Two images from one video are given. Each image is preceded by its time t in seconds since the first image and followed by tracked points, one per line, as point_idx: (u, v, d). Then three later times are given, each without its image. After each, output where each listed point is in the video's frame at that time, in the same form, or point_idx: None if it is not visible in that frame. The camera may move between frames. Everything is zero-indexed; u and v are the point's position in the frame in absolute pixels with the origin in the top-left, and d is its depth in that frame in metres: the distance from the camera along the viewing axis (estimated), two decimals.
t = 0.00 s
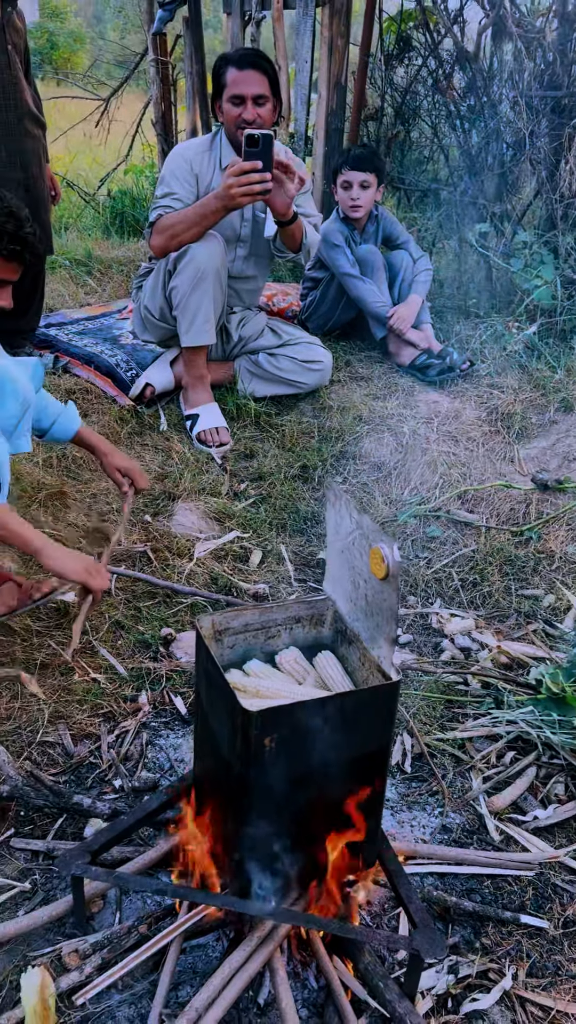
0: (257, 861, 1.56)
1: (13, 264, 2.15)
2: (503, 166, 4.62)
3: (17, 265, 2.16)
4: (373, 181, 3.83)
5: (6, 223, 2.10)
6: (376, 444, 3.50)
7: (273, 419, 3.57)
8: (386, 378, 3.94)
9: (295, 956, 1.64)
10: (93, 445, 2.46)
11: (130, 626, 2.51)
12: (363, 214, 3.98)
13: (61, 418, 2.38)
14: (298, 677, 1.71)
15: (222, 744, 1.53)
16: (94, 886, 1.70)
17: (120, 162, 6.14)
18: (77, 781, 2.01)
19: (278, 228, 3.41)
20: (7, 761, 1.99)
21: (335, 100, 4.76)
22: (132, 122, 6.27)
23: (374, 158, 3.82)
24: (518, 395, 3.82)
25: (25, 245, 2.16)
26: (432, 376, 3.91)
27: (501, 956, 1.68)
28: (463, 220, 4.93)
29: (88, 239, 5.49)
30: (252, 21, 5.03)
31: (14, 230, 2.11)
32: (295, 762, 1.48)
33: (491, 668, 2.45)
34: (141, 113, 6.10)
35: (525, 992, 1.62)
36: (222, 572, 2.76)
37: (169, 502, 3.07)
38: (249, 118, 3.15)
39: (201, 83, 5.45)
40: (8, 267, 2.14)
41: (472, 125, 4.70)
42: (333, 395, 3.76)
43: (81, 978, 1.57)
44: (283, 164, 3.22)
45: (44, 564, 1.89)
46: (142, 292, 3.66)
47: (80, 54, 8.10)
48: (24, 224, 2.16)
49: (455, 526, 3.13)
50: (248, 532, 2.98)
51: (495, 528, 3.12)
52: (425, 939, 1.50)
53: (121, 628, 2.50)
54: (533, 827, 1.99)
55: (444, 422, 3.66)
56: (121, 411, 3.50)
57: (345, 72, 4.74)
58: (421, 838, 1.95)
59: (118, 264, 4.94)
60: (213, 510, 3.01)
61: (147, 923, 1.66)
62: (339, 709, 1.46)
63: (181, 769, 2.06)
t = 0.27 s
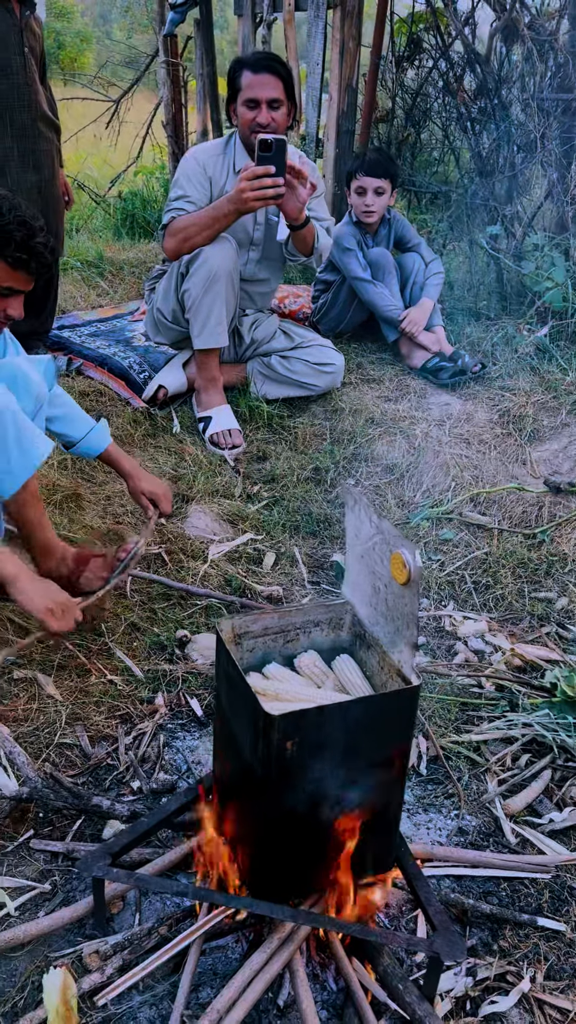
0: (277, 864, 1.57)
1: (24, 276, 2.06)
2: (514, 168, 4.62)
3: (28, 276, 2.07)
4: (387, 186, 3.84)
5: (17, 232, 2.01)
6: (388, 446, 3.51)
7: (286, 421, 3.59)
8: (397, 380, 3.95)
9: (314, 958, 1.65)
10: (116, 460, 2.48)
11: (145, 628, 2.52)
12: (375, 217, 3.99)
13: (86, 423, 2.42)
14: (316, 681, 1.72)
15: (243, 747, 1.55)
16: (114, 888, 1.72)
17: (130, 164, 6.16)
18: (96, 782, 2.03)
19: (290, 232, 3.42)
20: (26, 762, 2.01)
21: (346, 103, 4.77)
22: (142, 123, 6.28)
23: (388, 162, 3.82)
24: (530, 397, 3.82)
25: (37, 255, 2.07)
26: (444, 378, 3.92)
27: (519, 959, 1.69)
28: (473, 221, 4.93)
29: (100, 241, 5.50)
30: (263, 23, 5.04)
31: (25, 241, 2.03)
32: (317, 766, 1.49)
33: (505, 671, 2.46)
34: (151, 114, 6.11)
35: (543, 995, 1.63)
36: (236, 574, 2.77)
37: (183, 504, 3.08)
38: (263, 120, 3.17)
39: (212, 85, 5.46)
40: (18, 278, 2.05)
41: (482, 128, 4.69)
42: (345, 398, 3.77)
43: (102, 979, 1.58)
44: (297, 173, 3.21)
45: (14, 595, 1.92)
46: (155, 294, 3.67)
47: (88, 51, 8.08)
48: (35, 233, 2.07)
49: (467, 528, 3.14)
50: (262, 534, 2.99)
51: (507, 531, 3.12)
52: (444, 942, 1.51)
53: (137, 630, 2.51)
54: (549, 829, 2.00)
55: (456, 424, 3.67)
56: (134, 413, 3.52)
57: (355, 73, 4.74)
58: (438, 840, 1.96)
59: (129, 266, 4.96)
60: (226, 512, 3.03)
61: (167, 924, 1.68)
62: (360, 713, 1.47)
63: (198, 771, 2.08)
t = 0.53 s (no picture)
0: (296, 867, 1.57)
1: (29, 265, 1.92)
2: (518, 166, 4.61)
3: (37, 267, 1.93)
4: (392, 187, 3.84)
5: (24, 222, 1.88)
6: (395, 447, 3.51)
7: (292, 421, 3.59)
8: (403, 380, 3.96)
9: (331, 960, 1.65)
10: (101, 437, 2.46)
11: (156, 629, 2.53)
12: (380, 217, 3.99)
13: (74, 406, 2.41)
14: (333, 684, 1.72)
15: (262, 750, 1.55)
16: (131, 891, 1.72)
17: (132, 162, 6.14)
18: (110, 784, 2.03)
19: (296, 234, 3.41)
20: (41, 764, 2.01)
21: (350, 102, 4.77)
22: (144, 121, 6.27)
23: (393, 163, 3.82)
24: (535, 397, 3.83)
25: (45, 247, 1.94)
26: (449, 378, 3.92)
27: (535, 960, 1.70)
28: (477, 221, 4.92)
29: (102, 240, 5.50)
30: (266, 21, 5.03)
31: (32, 230, 1.90)
32: (336, 770, 1.50)
33: (515, 672, 2.47)
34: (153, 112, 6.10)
35: (560, 996, 1.63)
36: (246, 575, 2.77)
37: (191, 505, 3.08)
38: (270, 121, 3.17)
39: (215, 84, 5.45)
40: (23, 268, 1.91)
41: (486, 127, 4.67)
42: (351, 398, 3.77)
43: (121, 981, 1.59)
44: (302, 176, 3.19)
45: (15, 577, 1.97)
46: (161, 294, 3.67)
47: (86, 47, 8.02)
48: (43, 219, 1.94)
49: (475, 529, 3.14)
50: (270, 534, 3.00)
51: (515, 531, 3.13)
52: (462, 944, 1.51)
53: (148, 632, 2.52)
54: (563, 831, 2.00)
55: (462, 424, 3.67)
56: (141, 413, 3.52)
57: (359, 72, 4.74)
58: (452, 841, 1.96)
59: (133, 265, 4.95)
60: (235, 512, 3.03)
61: (185, 927, 1.68)
62: (379, 717, 1.47)
63: (211, 773, 2.08)
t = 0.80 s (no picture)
0: (304, 865, 1.59)
1: (54, 300, 2.02)
2: (512, 166, 4.62)
3: (64, 304, 2.05)
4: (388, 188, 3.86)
5: (55, 258, 1.99)
6: (393, 446, 3.53)
7: (291, 421, 3.61)
8: (400, 380, 3.98)
9: (339, 955, 1.68)
10: (93, 478, 2.63)
11: (159, 629, 2.54)
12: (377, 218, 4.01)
13: (71, 441, 2.55)
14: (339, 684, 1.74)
15: (270, 750, 1.57)
16: (140, 889, 1.74)
17: (127, 162, 6.14)
18: (116, 783, 2.04)
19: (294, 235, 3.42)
20: (47, 763, 2.02)
21: (345, 101, 4.79)
22: (138, 120, 6.27)
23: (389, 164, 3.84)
24: (531, 397, 3.86)
25: (71, 284, 2.04)
26: (446, 378, 3.94)
27: (539, 955, 1.72)
28: (472, 221, 4.94)
29: (98, 239, 5.50)
30: (261, 20, 5.03)
31: (62, 268, 2.01)
32: (344, 769, 1.52)
33: (514, 670, 2.50)
34: (147, 111, 6.10)
35: (564, 990, 1.66)
36: (247, 575, 2.79)
37: (191, 505, 3.09)
38: (268, 123, 3.18)
39: (210, 83, 5.45)
40: (48, 302, 2.02)
41: (480, 127, 4.68)
42: (349, 397, 3.79)
43: (132, 979, 1.60)
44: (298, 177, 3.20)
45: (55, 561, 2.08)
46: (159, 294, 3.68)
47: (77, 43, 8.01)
48: (73, 257, 2.05)
49: (473, 527, 3.17)
50: (270, 534, 3.01)
51: (513, 529, 3.15)
52: (468, 938, 1.53)
53: (150, 632, 2.53)
54: (564, 827, 2.03)
55: (458, 424, 3.70)
56: (140, 414, 3.53)
57: (354, 72, 4.75)
58: (455, 837, 1.99)
59: (129, 265, 4.96)
60: (235, 512, 3.04)
61: (194, 924, 1.70)
62: (387, 717, 1.49)
63: (216, 772, 2.10)
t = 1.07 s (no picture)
0: (302, 859, 1.62)
1: (87, 339, 1.92)
2: (500, 166, 4.67)
3: (95, 347, 1.94)
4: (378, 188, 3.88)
5: (93, 298, 1.88)
6: (385, 445, 3.56)
7: (283, 420, 3.63)
8: (391, 378, 4.01)
9: (336, 947, 1.70)
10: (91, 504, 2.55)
11: (153, 628, 2.56)
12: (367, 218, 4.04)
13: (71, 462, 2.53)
14: (334, 680, 1.76)
15: (269, 746, 1.59)
16: (139, 884, 1.75)
17: (116, 161, 6.13)
18: (113, 780, 2.06)
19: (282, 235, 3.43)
20: (45, 761, 2.04)
21: (334, 100, 4.80)
22: (127, 119, 6.26)
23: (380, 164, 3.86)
24: (521, 395, 3.89)
25: (106, 326, 1.92)
26: (436, 376, 3.97)
27: (533, 944, 1.76)
28: (461, 220, 4.98)
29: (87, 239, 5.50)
30: (250, 20, 5.04)
31: (99, 309, 1.89)
32: (340, 764, 1.54)
33: (506, 665, 2.53)
34: (136, 110, 6.09)
35: (558, 979, 1.69)
36: (241, 574, 2.81)
37: (184, 505, 3.11)
38: (259, 127, 3.20)
39: (199, 83, 5.46)
40: (80, 340, 1.92)
41: (468, 126, 4.72)
42: (340, 396, 3.82)
43: (132, 972, 1.62)
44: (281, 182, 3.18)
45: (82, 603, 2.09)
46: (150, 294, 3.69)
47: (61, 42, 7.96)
48: (112, 299, 1.93)
49: (464, 524, 3.20)
50: (263, 533, 3.03)
51: (503, 526, 3.19)
52: (464, 928, 1.56)
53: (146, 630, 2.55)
54: (556, 819, 2.06)
55: (449, 422, 3.73)
56: (132, 413, 3.54)
57: (343, 72, 4.77)
58: (449, 831, 2.02)
59: (119, 265, 4.96)
60: (228, 511, 3.06)
61: (193, 918, 1.72)
62: (383, 712, 1.51)
63: (213, 768, 2.12)
